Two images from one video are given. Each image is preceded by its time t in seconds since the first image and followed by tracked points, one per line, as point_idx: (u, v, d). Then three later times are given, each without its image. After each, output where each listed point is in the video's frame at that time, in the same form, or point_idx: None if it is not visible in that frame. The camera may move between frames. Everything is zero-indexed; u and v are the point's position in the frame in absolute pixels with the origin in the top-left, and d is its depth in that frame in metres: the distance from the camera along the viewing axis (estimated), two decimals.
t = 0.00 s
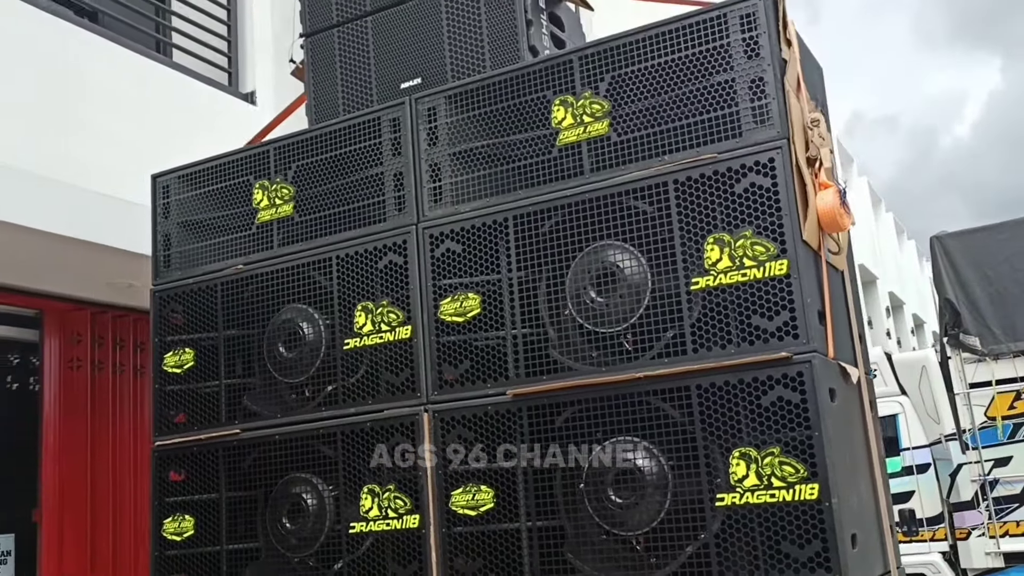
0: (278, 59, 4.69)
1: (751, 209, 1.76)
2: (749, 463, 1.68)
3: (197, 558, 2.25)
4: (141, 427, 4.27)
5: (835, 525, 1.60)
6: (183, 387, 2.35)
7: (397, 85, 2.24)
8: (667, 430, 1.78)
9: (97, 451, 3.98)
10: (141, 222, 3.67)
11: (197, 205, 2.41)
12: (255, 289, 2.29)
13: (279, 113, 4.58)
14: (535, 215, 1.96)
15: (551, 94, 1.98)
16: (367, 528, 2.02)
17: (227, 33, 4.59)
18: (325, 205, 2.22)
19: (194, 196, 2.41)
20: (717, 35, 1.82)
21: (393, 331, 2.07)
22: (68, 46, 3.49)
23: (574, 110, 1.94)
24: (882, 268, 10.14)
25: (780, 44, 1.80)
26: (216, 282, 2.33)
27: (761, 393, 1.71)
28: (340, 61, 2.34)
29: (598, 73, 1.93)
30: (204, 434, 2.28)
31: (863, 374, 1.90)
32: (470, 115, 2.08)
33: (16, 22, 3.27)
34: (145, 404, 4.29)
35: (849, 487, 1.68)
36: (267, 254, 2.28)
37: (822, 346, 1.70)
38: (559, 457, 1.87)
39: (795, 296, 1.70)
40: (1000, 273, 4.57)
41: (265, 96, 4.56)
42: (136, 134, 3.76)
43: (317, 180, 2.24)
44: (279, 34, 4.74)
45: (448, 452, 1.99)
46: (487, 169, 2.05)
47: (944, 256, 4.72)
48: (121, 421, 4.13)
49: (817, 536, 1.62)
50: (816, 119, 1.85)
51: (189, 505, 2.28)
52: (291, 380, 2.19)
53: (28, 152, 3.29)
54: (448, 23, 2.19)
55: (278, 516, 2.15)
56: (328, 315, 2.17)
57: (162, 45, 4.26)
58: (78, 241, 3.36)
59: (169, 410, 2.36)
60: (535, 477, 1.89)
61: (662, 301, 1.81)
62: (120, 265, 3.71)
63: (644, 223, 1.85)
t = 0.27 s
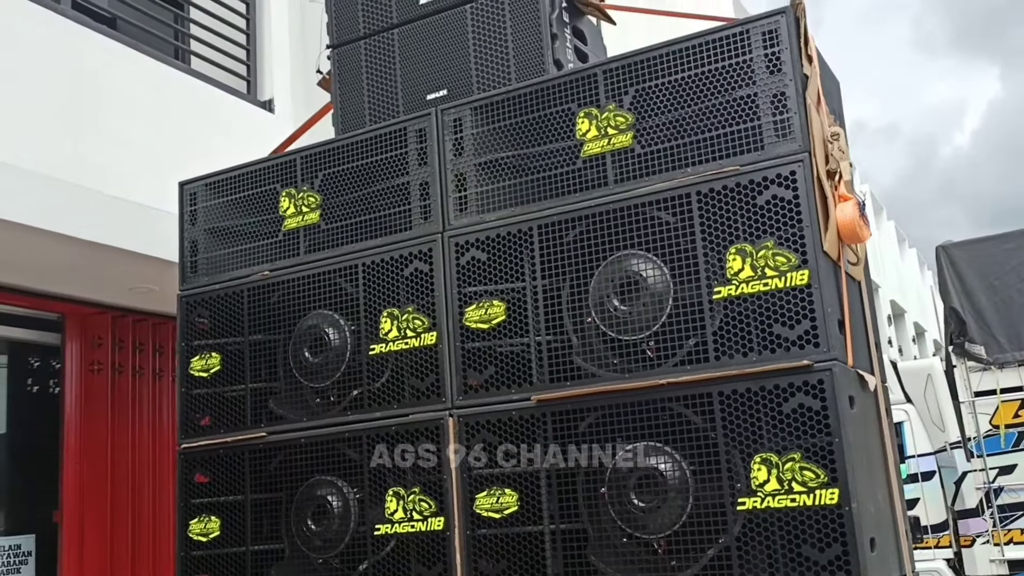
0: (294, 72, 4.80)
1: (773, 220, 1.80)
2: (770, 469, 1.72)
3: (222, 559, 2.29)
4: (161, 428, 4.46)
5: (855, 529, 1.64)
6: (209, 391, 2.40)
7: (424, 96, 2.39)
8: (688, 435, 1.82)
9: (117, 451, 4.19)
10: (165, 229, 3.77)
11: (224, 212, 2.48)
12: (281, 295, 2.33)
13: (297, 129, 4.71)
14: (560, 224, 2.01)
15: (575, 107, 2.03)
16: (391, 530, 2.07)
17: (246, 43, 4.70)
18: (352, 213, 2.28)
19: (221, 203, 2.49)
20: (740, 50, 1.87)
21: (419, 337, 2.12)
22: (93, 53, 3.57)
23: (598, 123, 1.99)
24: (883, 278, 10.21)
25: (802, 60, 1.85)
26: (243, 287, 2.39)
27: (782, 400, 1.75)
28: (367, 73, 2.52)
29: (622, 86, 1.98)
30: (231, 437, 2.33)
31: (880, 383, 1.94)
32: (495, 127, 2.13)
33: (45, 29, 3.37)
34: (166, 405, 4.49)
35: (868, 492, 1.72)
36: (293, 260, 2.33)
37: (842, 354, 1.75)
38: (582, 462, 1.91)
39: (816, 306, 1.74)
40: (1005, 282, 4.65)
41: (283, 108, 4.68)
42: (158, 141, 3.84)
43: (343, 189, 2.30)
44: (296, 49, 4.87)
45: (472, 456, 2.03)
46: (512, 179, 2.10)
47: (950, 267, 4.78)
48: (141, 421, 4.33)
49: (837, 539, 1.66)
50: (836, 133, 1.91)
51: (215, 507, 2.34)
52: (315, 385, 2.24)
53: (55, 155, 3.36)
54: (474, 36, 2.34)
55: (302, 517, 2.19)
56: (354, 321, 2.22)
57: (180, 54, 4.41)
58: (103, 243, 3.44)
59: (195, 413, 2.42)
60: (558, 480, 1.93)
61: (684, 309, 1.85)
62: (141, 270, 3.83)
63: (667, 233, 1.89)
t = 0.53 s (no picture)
0: (303, 84, 4.87)
1: (784, 234, 1.82)
2: (780, 480, 1.74)
3: (232, 565, 2.31)
4: (167, 434, 4.62)
5: (864, 541, 1.66)
6: (221, 398, 2.42)
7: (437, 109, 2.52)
8: (699, 446, 1.84)
9: (125, 457, 4.33)
10: (176, 238, 3.80)
11: (236, 221, 2.52)
12: (294, 303, 2.35)
13: (307, 140, 4.77)
14: (571, 236, 2.03)
15: (588, 120, 2.06)
16: (402, 538, 2.08)
17: (257, 52, 4.77)
18: (365, 223, 2.30)
19: (234, 213, 2.52)
20: (752, 66, 1.90)
21: (431, 346, 2.13)
22: (107, 62, 3.61)
23: (610, 136, 2.01)
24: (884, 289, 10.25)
25: (814, 76, 1.87)
26: (256, 296, 2.41)
27: (793, 412, 1.77)
28: (381, 83, 2.65)
29: (634, 100, 2.01)
30: (243, 444, 2.35)
31: (888, 395, 1.96)
32: (508, 139, 2.15)
33: (61, 37, 3.41)
34: (173, 412, 4.65)
35: (877, 504, 1.74)
36: (306, 269, 2.36)
37: (852, 367, 1.76)
38: (592, 472, 1.93)
39: (826, 319, 1.76)
40: (1009, 293, 4.70)
41: (292, 118, 4.74)
42: (169, 149, 3.87)
43: (357, 199, 2.32)
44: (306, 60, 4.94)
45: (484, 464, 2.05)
46: (524, 191, 2.12)
47: (954, 279, 4.83)
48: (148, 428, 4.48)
49: (847, 551, 1.68)
50: (846, 148, 1.94)
51: (225, 513, 2.35)
52: (325, 393, 2.25)
53: (69, 161, 3.40)
54: (487, 50, 2.46)
55: (313, 523, 2.21)
56: (366, 330, 2.23)
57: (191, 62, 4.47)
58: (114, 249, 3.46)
59: (206, 420, 2.44)
60: (569, 489, 1.95)
61: (695, 321, 1.87)
62: (154, 276, 3.86)
63: (678, 246, 1.91)
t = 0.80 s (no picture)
0: (306, 100, 4.90)
1: (785, 253, 1.84)
2: (780, 497, 1.74)
3: None
4: (168, 444, 4.63)
5: (864, 559, 1.66)
6: (222, 412, 2.43)
7: (441, 125, 2.54)
8: (699, 463, 1.84)
9: (124, 469, 4.33)
10: (178, 251, 3.80)
11: (240, 235, 2.53)
12: (296, 317, 2.36)
13: (310, 156, 4.79)
14: (573, 254, 2.04)
15: (591, 138, 2.07)
16: (402, 553, 2.08)
17: (260, 68, 4.80)
18: (368, 239, 2.31)
19: (237, 227, 2.54)
20: (753, 86, 1.92)
21: (433, 362, 2.14)
22: (112, 76, 3.64)
23: (613, 154, 2.03)
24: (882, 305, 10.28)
25: (815, 96, 1.89)
26: (259, 310, 2.43)
27: (793, 430, 1.78)
28: (384, 99, 2.67)
29: (636, 119, 2.03)
30: (244, 458, 2.35)
31: (887, 414, 1.97)
32: (511, 157, 2.17)
33: (67, 51, 3.44)
34: (174, 422, 4.66)
35: (877, 522, 1.75)
36: (308, 284, 2.37)
37: (852, 385, 1.78)
38: (593, 488, 1.93)
39: (827, 338, 1.78)
40: (1007, 311, 4.73)
41: (295, 132, 4.78)
42: (172, 163, 3.89)
43: (360, 214, 2.34)
44: (308, 78, 4.97)
45: (484, 479, 2.06)
46: (527, 208, 2.14)
47: (953, 297, 4.85)
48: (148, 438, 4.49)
49: (847, 569, 1.68)
50: (846, 168, 1.95)
51: (225, 527, 2.36)
52: (326, 407, 2.26)
53: (72, 174, 3.42)
54: (491, 67, 2.49)
55: (314, 538, 2.21)
56: (367, 345, 2.24)
57: (195, 77, 4.51)
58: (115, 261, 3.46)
59: (208, 434, 2.45)
60: (570, 506, 1.95)
61: (696, 339, 1.88)
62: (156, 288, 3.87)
63: (680, 264, 1.92)
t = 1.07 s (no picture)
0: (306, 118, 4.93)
1: (783, 273, 1.84)
2: (778, 517, 1.74)
3: None
4: (165, 459, 4.61)
5: None
6: (219, 429, 2.43)
7: (440, 143, 2.55)
8: (697, 482, 1.84)
9: (120, 485, 4.32)
10: (177, 266, 3.80)
11: (239, 252, 2.54)
12: (294, 335, 2.36)
13: (309, 173, 4.81)
14: (572, 272, 2.05)
15: (590, 157, 2.08)
16: (399, 571, 2.07)
17: (260, 85, 4.82)
18: (367, 256, 2.32)
19: (236, 244, 2.54)
20: (751, 106, 1.93)
21: (430, 379, 2.14)
22: (113, 94, 3.66)
23: (611, 173, 2.04)
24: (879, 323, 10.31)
25: (813, 117, 1.90)
26: (257, 327, 2.43)
27: (791, 450, 1.78)
28: (384, 117, 2.69)
29: (635, 138, 2.03)
30: (240, 475, 2.35)
31: (885, 434, 1.97)
32: (510, 175, 2.18)
33: (68, 69, 3.46)
34: (171, 437, 4.65)
35: (875, 542, 1.74)
36: (307, 301, 2.37)
37: (850, 405, 1.77)
38: (591, 507, 1.93)
39: (824, 357, 1.78)
40: (1005, 329, 4.75)
41: (295, 149, 4.79)
42: (172, 180, 3.91)
43: (359, 232, 2.34)
44: (308, 95, 5.00)
45: (482, 498, 2.05)
46: (525, 227, 2.14)
47: (952, 317, 4.85)
48: (145, 454, 4.48)
49: None
50: (844, 188, 1.96)
51: (221, 545, 2.35)
52: (324, 425, 2.26)
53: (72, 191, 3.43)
54: (490, 86, 2.50)
55: (310, 556, 2.20)
56: (366, 362, 2.24)
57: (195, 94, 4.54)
58: (114, 278, 3.46)
59: (205, 451, 2.44)
60: (567, 525, 1.94)
61: (694, 357, 1.88)
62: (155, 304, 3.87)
63: (679, 283, 1.93)
